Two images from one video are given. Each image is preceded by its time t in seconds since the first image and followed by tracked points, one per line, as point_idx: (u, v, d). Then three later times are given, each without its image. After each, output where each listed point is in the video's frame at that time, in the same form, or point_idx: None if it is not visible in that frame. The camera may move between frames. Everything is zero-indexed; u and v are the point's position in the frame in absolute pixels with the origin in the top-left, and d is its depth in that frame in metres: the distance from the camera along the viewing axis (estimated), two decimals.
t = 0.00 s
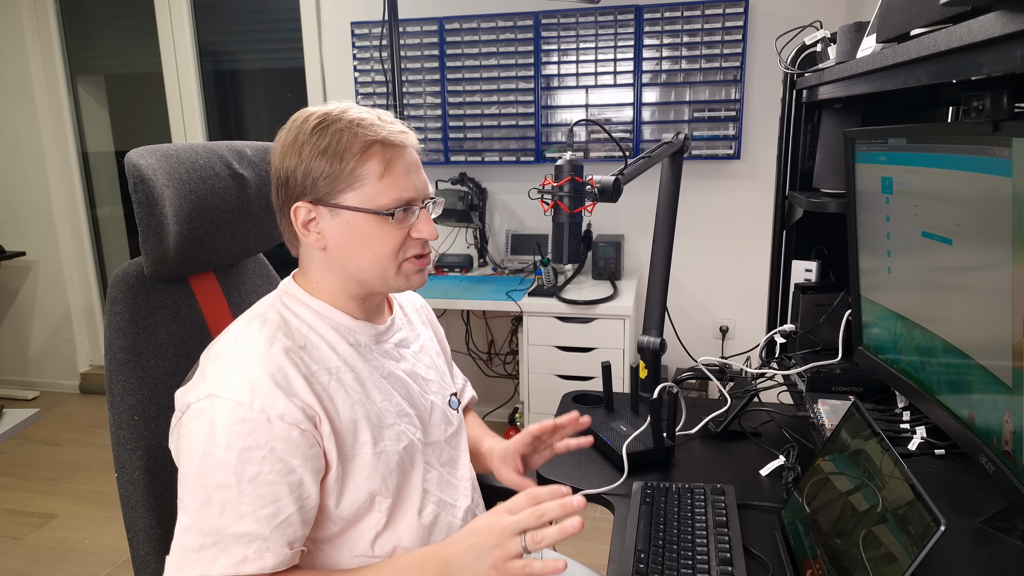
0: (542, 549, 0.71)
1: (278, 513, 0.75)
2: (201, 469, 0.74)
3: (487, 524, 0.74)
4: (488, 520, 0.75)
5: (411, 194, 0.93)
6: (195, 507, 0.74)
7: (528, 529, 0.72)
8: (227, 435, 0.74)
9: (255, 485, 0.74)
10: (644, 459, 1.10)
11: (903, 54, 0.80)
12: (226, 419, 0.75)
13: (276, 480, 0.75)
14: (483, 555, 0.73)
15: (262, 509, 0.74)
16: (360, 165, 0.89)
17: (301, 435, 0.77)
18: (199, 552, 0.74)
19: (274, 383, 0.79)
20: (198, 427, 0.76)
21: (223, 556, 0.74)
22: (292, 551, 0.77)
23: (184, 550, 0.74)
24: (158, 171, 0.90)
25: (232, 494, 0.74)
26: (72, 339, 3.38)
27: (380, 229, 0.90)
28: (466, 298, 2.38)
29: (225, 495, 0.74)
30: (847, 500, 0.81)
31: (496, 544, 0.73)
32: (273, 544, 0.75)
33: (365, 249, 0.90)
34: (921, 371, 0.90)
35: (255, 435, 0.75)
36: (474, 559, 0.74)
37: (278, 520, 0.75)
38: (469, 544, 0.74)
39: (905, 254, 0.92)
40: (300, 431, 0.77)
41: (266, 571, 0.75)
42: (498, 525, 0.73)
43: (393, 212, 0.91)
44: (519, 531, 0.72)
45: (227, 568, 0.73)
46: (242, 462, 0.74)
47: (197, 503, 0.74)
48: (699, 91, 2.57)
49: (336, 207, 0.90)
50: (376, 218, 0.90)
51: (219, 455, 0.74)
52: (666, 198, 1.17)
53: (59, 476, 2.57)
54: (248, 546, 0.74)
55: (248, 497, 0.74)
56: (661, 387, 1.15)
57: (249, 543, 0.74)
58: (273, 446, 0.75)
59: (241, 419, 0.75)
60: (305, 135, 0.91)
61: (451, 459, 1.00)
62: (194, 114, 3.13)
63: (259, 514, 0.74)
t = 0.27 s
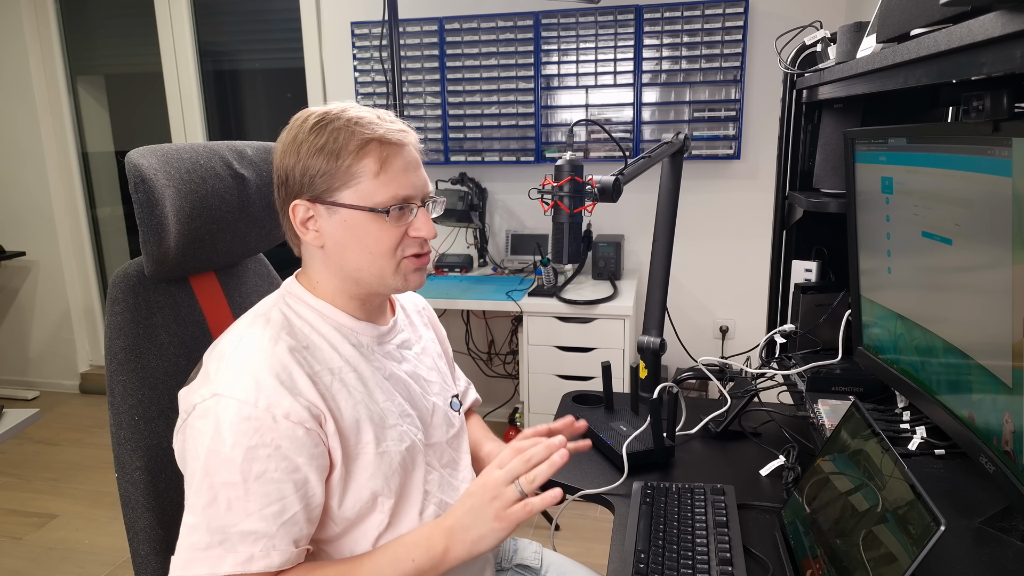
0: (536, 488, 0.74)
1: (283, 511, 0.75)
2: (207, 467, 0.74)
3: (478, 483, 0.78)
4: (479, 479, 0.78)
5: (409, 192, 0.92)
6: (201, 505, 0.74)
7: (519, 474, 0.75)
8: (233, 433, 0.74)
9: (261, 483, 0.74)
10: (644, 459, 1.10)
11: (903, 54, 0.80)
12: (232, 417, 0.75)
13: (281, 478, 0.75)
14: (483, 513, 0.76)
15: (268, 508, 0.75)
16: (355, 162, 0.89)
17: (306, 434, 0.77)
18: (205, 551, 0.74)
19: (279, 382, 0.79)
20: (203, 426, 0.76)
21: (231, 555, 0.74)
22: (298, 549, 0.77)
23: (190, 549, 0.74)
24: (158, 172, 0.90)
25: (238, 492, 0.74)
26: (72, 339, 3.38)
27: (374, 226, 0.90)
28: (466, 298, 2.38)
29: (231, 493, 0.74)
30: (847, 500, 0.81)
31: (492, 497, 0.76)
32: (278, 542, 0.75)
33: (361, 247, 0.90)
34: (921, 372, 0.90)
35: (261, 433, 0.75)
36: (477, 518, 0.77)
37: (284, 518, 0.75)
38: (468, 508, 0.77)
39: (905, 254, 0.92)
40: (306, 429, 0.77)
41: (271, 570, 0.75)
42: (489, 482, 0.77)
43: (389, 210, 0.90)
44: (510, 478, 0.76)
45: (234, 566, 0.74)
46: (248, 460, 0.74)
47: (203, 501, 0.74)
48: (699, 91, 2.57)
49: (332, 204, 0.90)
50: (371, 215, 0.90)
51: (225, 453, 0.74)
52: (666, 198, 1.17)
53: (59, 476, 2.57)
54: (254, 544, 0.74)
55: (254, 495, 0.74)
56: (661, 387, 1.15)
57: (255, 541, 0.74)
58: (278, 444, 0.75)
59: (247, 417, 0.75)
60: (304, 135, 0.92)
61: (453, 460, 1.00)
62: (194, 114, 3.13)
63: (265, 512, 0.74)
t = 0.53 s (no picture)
0: (544, 535, 0.72)
1: (284, 512, 0.75)
2: (209, 467, 0.74)
3: (486, 518, 0.77)
4: (488, 514, 0.77)
5: (401, 187, 0.92)
6: (202, 504, 0.74)
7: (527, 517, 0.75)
8: (235, 433, 0.74)
9: (262, 483, 0.74)
10: (644, 459, 1.10)
11: (903, 54, 0.80)
12: (234, 417, 0.75)
13: (283, 479, 0.75)
14: (486, 548, 0.75)
15: (268, 508, 0.75)
16: (343, 160, 0.90)
17: (308, 435, 0.78)
18: (204, 551, 0.74)
19: (283, 383, 0.79)
20: (206, 425, 0.76)
21: (229, 555, 0.74)
22: (296, 551, 0.77)
23: (190, 547, 0.74)
24: (158, 172, 0.90)
25: (240, 492, 0.74)
26: (72, 339, 3.38)
27: (366, 224, 0.90)
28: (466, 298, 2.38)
29: (232, 493, 0.74)
30: (847, 500, 0.81)
31: (498, 534, 0.75)
32: (278, 543, 0.75)
33: (356, 245, 0.90)
34: (922, 372, 0.90)
35: (263, 434, 0.75)
36: (478, 554, 0.75)
37: (284, 520, 0.75)
38: (469, 541, 0.76)
39: (905, 254, 0.92)
40: (308, 431, 0.77)
41: (271, 570, 0.75)
42: (497, 517, 0.76)
43: (380, 206, 0.90)
44: (518, 519, 0.75)
45: (233, 566, 0.74)
46: (250, 460, 0.74)
47: (203, 501, 0.74)
48: (699, 91, 2.57)
49: (325, 204, 0.90)
50: (363, 212, 0.90)
51: (227, 452, 0.74)
52: (666, 198, 1.17)
53: (59, 476, 2.57)
54: (254, 544, 0.74)
55: (255, 496, 0.74)
56: (661, 387, 1.15)
57: (254, 541, 0.74)
58: (280, 445, 0.75)
59: (249, 418, 0.75)
60: (294, 138, 0.92)
61: (452, 461, 1.00)
62: (194, 114, 3.13)
63: (265, 513, 0.74)
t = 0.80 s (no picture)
0: (544, 483, 0.73)
1: (291, 505, 0.75)
2: (214, 462, 0.74)
3: (484, 479, 0.77)
4: (484, 474, 0.77)
5: (401, 184, 0.92)
6: (208, 500, 0.74)
7: (525, 469, 0.75)
8: (240, 428, 0.74)
9: (269, 477, 0.74)
10: (644, 459, 1.10)
11: (903, 54, 0.80)
12: (239, 412, 0.75)
13: (289, 472, 0.75)
14: (490, 508, 0.76)
15: (275, 501, 0.75)
16: (344, 158, 0.89)
17: (312, 429, 0.78)
18: (213, 545, 0.73)
19: (286, 378, 0.79)
20: (210, 422, 0.75)
21: (239, 549, 0.74)
22: (305, 544, 0.77)
23: (197, 543, 0.74)
24: (159, 171, 0.90)
25: (246, 485, 0.74)
26: (72, 339, 3.38)
27: (368, 221, 0.90)
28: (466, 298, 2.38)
29: (239, 487, 0.74)
30: (847, 500, 0.81)
31: (499, 491, 0.76)
32: (287, 536, 0.75)
33: (358, 243, 0.90)
34: (921, 372, 0.90)
35: (268, 427, 0.75)
36: (485, 513, 0.76)
37: (292, 512, 0.75)
38: (473, 504, 0.77)
39: (905, 254, 0.92)
40: (312, 424, 0.78)
41: (279, 564, 0.75)
42: (496, 477, 0.76)
43: (381, 203, 0.90)
44: (517, 474, 0.75)
45: (242, 560, 0.73)
46: (256, 454, 0.74)
47: (211, 496, 0.74)
48: (699, 91, 2.57)
49: (326, 203, 0.90)
50: (364, 210, 0.90)
51: (233, 447, 0.74)
52: (666, 198, 1.17)
53: (59, 476, 2.57)
54: (262, 538, 0.74)
55: (261, 489, 0.74)
56: (661, 387, 1.15)
57: (263, 535, 0.74)
58: (285, 438, 0.76)
59: (254, 412, 0.75)
60: (293, 138, 0.92)
61: (453, 460, 1.00)
62: (194, 114, 3.13)
63: (273, 506, 0.74)
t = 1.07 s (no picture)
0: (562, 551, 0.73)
1: (293, 507, 0.75)
2: (217, 463, 0.74)
3: (505, 529, 0.77)
4: (507, 525, 0.77)
5: (412, 184, 0.93)
6: (211, 501, 0.74)
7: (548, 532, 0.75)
8: (244, 429, 0.74)
9: (271, 478, 0.74)
10: (644, 459, 1.10)
11: (903, 54, 0.80)
12: (243, 413, 0.75)
13: (291, 474, 0.75)
14: (504, 558, 0.75)
15: (277, 503, 0.75)
16: (357, 158, 0.90)
17: (315, 431, 0.78)
18: (215, 546, 0.73)
19: (290, 379, 0.79)
20: (214, 422, 0.75)
21: (240, 550, 0.74)
22: (305, 545, 0.77)
23: (200, 544, 0.74)
24: (159, 172, 0.90)
25: (249, 487, 0.74)
26: (72, 339, 3.38)
27: (380, 220, 0.90)
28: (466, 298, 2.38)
29: (242, 488, 0.74)
30: (847, 500, 0.81)
31: (517, 546, 0.75)
32: (288, 537, 0.75)
33: (369, 242, 0.91)
34: (922, 372, 0.90)
35: (272, 429, 0.75)
36: (496, 564, 0.75)
37: (293, 515, 0.75)
38: (488, 552, 0.76)
39: (905, 254, 0.92)
40: (315, 426, 0.78)
41: (280, 565, 0.75)
42: (517, 529, 0.76)
43: (395, 202, 0.91)
44: (539, 534, 0.75)
45: (244, 561, 0.73)
46: (259, 456, 0.74)
47: (213, 496, 0.74)
48: (699, 91, 2.57)
49: (338, 203, 0.90)
50: (376, 209, 0.90)
51: (236, 448, 0.74)
52: (666, 198, 1.17)
53: (59, 476, 2.57)
54: (264, 539, 0.74)
55: (264, 491, 0.74)
56: (661, 387, 1.15)
57: (264, 536, 0.74)
58: (288, 440, 0.76)
59: (258, 413, 0.75)
60: (303, 138, 0.92)
61: (453, 461, 1.00)
62: (194, 114, 3.13)
63: (275, 508, 0.74)
